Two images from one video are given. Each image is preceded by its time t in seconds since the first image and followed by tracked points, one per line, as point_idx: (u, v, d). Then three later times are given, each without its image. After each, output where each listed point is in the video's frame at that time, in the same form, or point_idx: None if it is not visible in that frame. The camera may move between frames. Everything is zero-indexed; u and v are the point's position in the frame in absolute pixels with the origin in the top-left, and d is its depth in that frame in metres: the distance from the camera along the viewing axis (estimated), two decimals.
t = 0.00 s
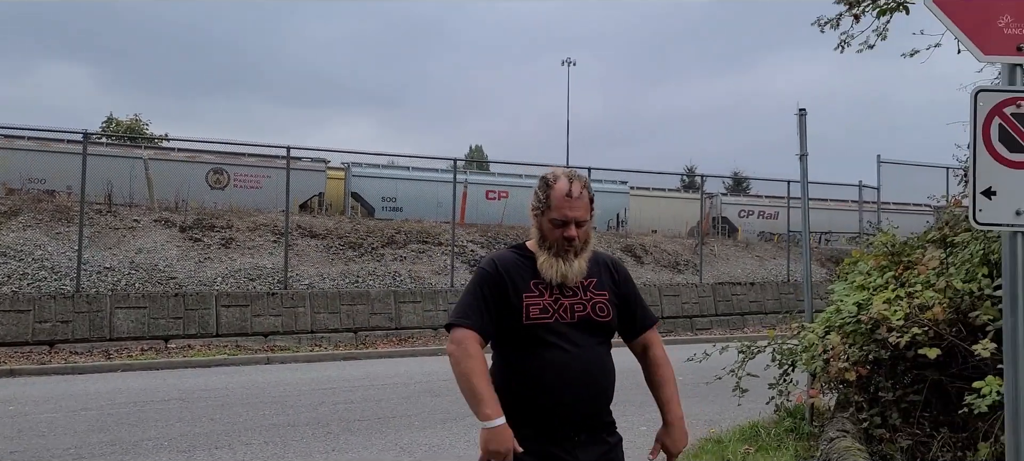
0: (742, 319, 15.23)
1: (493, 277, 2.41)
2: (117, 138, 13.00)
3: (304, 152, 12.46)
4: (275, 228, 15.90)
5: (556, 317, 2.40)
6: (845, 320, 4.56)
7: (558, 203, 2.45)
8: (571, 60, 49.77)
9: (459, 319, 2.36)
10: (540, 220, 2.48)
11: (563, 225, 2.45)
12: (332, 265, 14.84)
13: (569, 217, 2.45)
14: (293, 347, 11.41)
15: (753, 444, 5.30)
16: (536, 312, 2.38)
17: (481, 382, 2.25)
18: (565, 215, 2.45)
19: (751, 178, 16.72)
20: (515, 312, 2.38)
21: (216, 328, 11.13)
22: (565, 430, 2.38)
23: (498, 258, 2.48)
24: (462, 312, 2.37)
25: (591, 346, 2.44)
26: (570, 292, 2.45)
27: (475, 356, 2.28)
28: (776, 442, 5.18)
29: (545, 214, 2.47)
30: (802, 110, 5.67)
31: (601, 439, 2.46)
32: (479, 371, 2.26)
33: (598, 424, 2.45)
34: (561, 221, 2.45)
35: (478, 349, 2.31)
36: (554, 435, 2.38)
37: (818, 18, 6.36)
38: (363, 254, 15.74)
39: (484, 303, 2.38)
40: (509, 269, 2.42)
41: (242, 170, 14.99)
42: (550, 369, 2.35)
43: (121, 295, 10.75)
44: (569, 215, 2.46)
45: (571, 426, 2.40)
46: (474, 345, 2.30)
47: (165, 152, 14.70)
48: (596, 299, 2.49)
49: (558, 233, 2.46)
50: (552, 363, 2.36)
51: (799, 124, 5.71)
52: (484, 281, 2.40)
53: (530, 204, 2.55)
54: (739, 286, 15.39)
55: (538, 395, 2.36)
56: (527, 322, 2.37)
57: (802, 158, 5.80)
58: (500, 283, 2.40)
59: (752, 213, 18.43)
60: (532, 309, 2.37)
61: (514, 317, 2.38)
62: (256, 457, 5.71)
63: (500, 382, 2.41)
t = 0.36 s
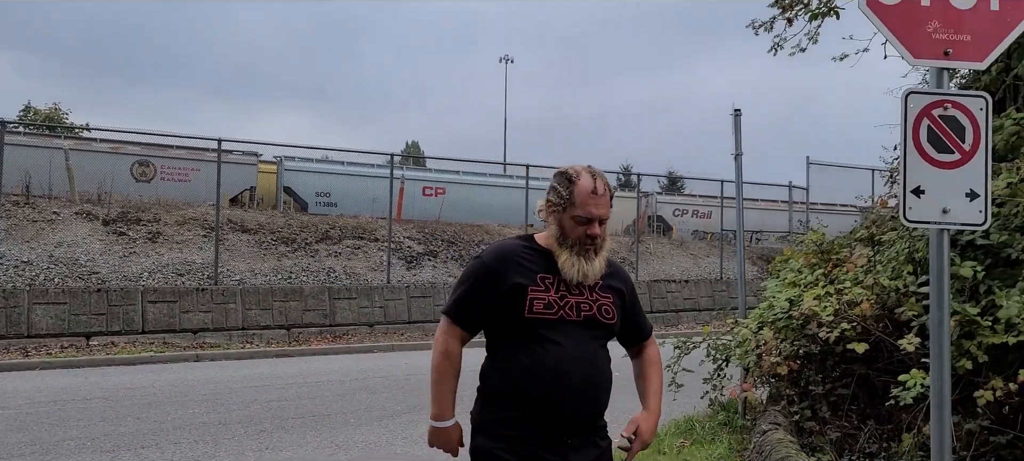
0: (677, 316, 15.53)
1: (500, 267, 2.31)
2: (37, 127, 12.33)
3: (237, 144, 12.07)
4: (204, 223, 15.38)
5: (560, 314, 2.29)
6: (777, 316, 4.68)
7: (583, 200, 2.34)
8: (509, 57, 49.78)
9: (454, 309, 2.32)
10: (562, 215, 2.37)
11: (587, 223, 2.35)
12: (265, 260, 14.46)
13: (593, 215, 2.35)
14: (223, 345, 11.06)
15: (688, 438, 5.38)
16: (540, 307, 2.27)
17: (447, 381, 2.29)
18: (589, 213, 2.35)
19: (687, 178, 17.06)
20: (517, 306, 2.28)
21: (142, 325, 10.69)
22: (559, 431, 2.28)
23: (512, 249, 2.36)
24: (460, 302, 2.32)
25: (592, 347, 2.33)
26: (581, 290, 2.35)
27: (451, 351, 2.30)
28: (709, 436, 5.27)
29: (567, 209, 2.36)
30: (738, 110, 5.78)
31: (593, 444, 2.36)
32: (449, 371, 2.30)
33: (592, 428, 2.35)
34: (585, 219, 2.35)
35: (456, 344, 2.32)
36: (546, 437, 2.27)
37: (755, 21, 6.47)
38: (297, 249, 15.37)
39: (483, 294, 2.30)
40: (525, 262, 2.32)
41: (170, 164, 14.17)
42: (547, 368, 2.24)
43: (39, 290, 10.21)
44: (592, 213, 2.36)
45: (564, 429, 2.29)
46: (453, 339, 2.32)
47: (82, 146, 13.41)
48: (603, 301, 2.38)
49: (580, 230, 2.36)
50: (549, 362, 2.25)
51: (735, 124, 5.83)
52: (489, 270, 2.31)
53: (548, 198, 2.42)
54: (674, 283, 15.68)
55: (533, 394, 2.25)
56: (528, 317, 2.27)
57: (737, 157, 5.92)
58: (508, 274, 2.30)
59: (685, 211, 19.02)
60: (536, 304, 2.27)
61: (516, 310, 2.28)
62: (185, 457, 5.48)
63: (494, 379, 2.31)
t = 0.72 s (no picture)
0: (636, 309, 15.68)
1: (515, 249, 2.17)
2: None
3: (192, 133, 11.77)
4: (158, 213, 14.93)
5: (563, 307, 2.19)
6: (736, 308, 4.69)
7: (595, 200, 2.17)
8: (470, 50, 49.45)
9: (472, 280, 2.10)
10: (571, 212, 2.21)
11: (595, 226, 2.19)
12: (221, 251, 14.16)
13: (601, 219, 2.18)
14: (177, 337, 10.79)
15: (648, 429, 5.40)
16: (544, 296, 2.16)
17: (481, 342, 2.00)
18: (598, 216, 2.18)
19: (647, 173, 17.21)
20: (523, 292, 2.16)
21: (92, 317, 10.38)
22: (547, 425, 2.18)
23: (520, 233, 2.22)
24: (477, 273, 2.12)
25: (588, 344, 2.24)
26: (582, 286, 2.24)
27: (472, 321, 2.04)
28: (669, 427, 5.30)
29: (575, 207, 2.20)
30: (699, 105, 5.83)
31: (579, 440, 2.27)
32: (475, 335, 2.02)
33: (580, 425, 2.26)
34: (593, 221, 2.19)
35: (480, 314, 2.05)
36: (535, 431, 2.17)
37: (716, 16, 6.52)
38: (253, 241, 15.07)
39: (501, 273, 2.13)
40: (530, 251, 2.18)
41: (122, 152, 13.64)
42: (543, 359, 2.15)
43: None
44: (602, 215, 2.20)
45: (551, 422, 2.20)
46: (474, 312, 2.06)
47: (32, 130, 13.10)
48: (604, 300, 2.28)
49: (586, 230, 2.21)
50: (545, 353, 2.16)
51: (697, 117, 5.86)
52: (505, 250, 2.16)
53: (562, 188, 2.25)
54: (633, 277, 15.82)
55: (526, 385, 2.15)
56: (532, 304, 2.16)
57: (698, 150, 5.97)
58: (522, 259, 2.16)
59: (645, 205, 19.20)
60: (542, 294, 2.16)
61: (520, 297, 2.16)
62: (137, 451, 5.33)
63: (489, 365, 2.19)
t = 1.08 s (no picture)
0: (631, 303, 15.70)
1: (488, 254, 2.10)
2: None
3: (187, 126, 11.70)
4: (153, 206, 14.87)
5: (543, 311, 2.13)
6: (729, 302, 4.70)
7: (574, 197, 2.10)
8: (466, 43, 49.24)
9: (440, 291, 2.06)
10: (549, 208, 2.15)
11: (572, 223, 2.12)
12: (216, 244, 14.11)
13: (579, 215, 2.12)
14: (172, 331, 10.75)
15: (641, 423, 5.38)
16: (522, 301, 2.10)
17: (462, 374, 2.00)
18: (576, 212, 2.11)
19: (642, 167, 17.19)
20: (498, 297, 2.09)
21: (86, 310, 10.34)
22: (529, 429, 2.14)
23: (498, 234, 2.16)
24: (447, 283, 2.07)
25: (571, 347, 2.19)
26: (562, 287, 2.17)
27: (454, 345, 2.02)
28: (662, 421, 5.29)
29: (554, 201, 2.14)
30: (694, 98, 5.81)
31: (562, 442, 2.23)
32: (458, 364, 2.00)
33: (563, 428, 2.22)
34: (570, 217, 2.12)
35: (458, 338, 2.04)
36: (515, 435, 2.13)
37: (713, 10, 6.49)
38: (248, 234, 15.01)
39: (473, 280, 2.07)
40: (506, 251, 2.12)
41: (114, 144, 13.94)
42: (522, 365, 2.10)
43: None
44: (581, 212, 2.12)
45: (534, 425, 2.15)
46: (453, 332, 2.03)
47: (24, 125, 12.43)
48: (586, 300, 2.22)
49: (564, 227, 2.14)
50: (525, 359, 2.10)
51: (690, 112, 5.85)
52: (478, 256, 2.09)
53: (543, 185, 2.20)
54: (628, 271, 15.82)
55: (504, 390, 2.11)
56: (507, 310, 2.09)
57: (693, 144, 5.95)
58: (498, 264, 2.10)
59: (641, 199, 19.18)
60: (519, 299, 2.09)
61: (496, 303, 2.09)
62: (131, 444, 5.31)
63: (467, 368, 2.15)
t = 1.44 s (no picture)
0: (639, 300, 15.66)
1: (399, 269, 2.14)
2: None
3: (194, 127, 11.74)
4: (162, 208, 14.76)
5: (467, 318, 2.19)
6: (734, 300, 4.68)
7: (479, 196, 2.13)
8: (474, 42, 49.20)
9: (342, 308, 2.10)
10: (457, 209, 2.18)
11: (480, 222, 2.16)
12: (224, 245, 14.16)
13: (487, 213, 2.15)
14: (182, 331, 10.78)
15: (647, 421, 5.37)
16: (444, 314, 2.16)
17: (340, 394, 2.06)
18: (484, 211, 2.14)
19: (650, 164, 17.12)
20: (418, 311, 2.15)
21: (97, 311, 10.39)
22: (471, 435, 2.20)
23: (410, 241, 2.20)
24: (349, 301, 2.11)
25: (504, 350, 2.26)
26: (485, 289, 2.23)
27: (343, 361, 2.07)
28: (667, 419, 5.27)
29: (461, 203, 2.17)
30: (698, 95, 5.77)
31: (505, 444, 2.31)
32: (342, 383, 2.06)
33: (504, 431, 2.29)
34: (479, 217, 2.15)
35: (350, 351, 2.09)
36: (457, 443, 2.20)
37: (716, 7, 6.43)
38: (257, 235, 15.05)
39: (380, 298, 2.13)
40: (418, 260, 2.17)
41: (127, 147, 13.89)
42: (454, 372, 2.16)
43: None
44: (489, 211, 2.15)
45: (477, 432, 2.21)
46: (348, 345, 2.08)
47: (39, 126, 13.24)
48: (514, 298, 2.28)
49: (474, 227, 2.17)
50: (458, 367, 2.16)
51: (694, 109, 5.82)
52: (389, 271, 2.14)
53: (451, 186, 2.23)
54: (636, 268, 15.79)
55: (438, 400, 2.17)
56: (433, 324, 2.15)
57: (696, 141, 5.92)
58: (409, 279, 2.14)
59: (648, 196, 19.14)
60: (441, 310, 2.15)
61: (419, 317, 2.15)
62: (139, 445, 5.32)
63: (399, 381, 2.20)
